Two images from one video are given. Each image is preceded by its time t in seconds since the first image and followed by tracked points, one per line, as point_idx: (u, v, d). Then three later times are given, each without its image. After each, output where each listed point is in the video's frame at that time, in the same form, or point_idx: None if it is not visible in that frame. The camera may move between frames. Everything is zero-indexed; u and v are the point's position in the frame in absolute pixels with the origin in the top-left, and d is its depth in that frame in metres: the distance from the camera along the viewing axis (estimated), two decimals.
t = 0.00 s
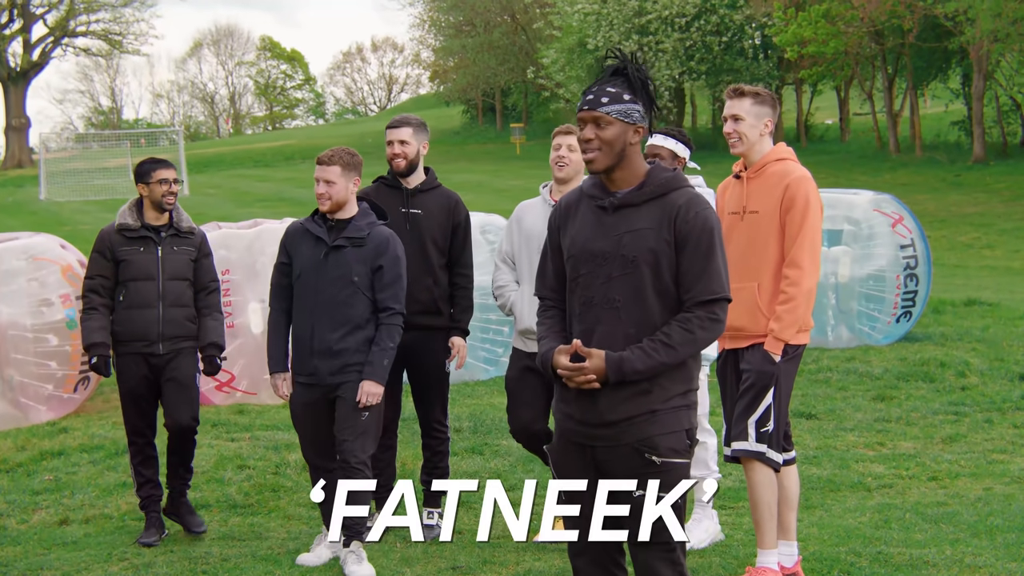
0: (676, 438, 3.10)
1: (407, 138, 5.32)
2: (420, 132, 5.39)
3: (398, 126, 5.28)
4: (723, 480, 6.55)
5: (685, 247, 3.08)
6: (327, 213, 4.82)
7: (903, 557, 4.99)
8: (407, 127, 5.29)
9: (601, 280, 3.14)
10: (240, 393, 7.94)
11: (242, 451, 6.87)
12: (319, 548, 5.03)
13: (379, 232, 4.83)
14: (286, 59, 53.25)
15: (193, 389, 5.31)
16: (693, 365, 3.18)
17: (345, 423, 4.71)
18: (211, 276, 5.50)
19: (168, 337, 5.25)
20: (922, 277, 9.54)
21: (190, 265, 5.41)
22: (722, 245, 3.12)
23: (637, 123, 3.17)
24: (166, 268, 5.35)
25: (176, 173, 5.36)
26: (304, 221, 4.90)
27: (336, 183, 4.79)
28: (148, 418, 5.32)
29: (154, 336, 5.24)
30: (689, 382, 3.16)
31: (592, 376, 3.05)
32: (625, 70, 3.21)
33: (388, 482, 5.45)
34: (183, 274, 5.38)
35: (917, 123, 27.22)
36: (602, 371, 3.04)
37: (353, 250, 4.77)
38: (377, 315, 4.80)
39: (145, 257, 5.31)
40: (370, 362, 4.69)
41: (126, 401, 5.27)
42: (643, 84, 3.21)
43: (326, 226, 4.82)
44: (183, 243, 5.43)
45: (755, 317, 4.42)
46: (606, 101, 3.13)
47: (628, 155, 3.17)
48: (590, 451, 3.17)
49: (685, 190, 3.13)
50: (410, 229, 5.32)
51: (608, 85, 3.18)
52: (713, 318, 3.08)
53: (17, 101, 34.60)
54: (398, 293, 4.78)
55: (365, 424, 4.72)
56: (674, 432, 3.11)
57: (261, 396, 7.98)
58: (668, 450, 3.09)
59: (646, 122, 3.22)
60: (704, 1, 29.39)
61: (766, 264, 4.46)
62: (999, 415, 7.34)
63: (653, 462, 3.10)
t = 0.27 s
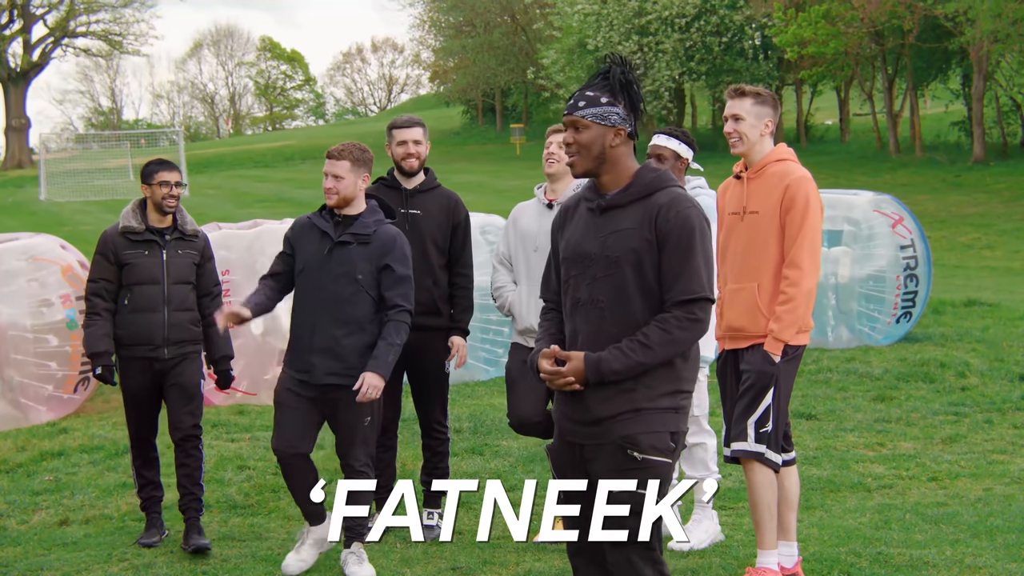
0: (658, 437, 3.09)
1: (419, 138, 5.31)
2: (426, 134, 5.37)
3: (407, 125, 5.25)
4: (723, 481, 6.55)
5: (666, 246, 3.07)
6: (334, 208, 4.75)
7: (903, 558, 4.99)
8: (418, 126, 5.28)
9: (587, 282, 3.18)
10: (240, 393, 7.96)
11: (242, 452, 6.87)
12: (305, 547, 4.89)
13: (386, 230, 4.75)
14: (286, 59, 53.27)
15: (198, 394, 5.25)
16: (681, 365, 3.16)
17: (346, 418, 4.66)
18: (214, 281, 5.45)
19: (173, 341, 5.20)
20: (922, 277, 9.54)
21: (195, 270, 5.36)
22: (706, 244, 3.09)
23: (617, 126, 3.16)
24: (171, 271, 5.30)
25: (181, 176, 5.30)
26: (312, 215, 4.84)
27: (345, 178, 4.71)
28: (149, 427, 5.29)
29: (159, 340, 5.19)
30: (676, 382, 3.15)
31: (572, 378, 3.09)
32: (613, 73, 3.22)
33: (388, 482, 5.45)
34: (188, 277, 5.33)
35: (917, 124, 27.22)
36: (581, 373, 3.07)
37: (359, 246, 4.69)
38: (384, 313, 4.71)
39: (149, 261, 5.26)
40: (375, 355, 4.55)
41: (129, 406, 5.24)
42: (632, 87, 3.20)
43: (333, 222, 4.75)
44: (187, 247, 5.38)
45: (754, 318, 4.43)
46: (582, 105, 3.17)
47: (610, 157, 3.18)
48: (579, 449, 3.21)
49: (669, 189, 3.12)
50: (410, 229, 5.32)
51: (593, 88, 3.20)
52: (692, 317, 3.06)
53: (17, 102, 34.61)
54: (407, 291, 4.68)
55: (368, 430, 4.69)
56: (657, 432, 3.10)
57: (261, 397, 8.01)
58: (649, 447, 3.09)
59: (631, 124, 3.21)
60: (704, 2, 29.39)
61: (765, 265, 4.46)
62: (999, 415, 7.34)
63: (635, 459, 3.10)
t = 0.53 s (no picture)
0: (632, 442, 3.10)
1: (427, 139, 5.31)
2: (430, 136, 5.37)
3: (416, 128, 5.26)
4: (723, 481, 6.55)
5: (654, 246, 3.05)
6: (320, 211, 4.49)
7: (903, 558, 4.99)
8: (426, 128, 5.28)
9: (587, 279, 3.21)
10: (240, 393, 7.99)
11: (242, 452, 6.86)
12: None
13: (372, 231, 4.49)
14: (286, 59, 53.30)
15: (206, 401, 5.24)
16: (670, 367, 3.12)
17: (340, 424, 4.44)
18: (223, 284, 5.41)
19: (182, 343, 5.16)
20: (922, 277, 9.54)
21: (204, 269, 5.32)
22: (696, 246, 3.04)
23: (625, 125, 3.18)
24: (180, 272, 5.25)
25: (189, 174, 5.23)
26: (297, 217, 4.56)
27: (330, 179, 4.47)
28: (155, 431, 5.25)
29: (168, 342, 5.14)
30: (663, 385, 3.11)
31: (557, 375, 3.10)
32: (631, 73, 3.23)
33: (388, 482, 5.44)
34: (197, 278, 5.28)
35: (917, 124, 27.22)
36: (566, 369, 3.08)
37: (345, 249, 4.44)
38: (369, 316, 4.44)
39: (159, 261, 5.22)
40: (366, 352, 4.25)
41: (137, 410, 5.20)
42: (643, 85, 3.20)
43: (319, 224, 4.48)
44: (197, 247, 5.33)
45: (756, 317, 4.43)
46: (593, 103, 3.19)
47: (618, 155, 3.19)
48: (569, 446, 3.25)
49: (671, 189, 3.10)
50: (411, 229, 5.31)
51: (605, 87, 3.22)
52: (672, 319, 3.01)
53: (17, 102, 34.62)
54: (394, 293, 4.42)
55: (358, 440, 4.53)
56: (634, 437, 3.10)
57: (261, 397, 8.03)
58: (620, 451, 3.10)
59: (642, 123, 3.22)
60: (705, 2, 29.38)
61: (767, 265, 4.46)
62: (999, 415, 7.34)
63: (606, 462, 3.12)
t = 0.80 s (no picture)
0: (651, 447, 3.09)
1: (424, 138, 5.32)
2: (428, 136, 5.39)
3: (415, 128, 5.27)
4: (723, 480, 6.55)
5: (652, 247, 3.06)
6: (289, 208, 4.40)
7: (902, 558, 4.98)
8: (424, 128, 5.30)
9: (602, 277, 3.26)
10: (240, 393, 7.99)
11: (242, 452, 6.86)
12: None
13: (343, 227, 4.41)
14: (286, 58, 53.29)
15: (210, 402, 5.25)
16: (678, 366, 3.12)
17: (317, 425, 4.33)
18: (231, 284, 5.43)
19: (188, 341, 5.16)
20: (921, 277, 9.55)
21: (211, 269, 5.36)
22: (692, 247, 3.01)
23: (632, 124, 3.19)
24: (186, 271, 5.28)
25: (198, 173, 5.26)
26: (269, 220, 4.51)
27: (300, 175, 4.38)
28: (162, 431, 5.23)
29: (174, 340, 5.15)
30: (672, 385, 3.11)
31: (564, 372, 3.16)
32: (645, 73, 3.20)
33: (388, 482, 5.43)
34: (204, 278, 5.31)
35: (917, 123, 27.22)
36: (570, 367, 3.14)
37: (319, 245, 4.36)
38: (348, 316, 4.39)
39: (165, 260, 5.23)
40: (353, 364, 4.28)
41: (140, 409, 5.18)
42: (651, 84, 3.18)
43: (290, 224, 4.41)
44: (204, 247, 5.37)
45: (756, 316, 4.44)
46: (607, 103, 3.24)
47: (630, 154, 3.22)
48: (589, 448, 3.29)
49: (679, 186, 3.09)
50: (411, 228, 5.31)
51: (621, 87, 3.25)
52: (662, 322, 2.99)
53: (16, 101, 34.61)
54: (372, 291, 4.38)
55: (339, 447, 4.37)
56: (651, 441, 3.10)
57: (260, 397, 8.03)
58: (640, 456, 3.10)
59: (652, 121, 3.19)
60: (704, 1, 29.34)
61: (767, 264, 4.47)
62: (999, 415, 7.34)
63: (626, 468, 3.13)
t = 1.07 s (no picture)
0: (662, 448, 3.14)
1: (420, 138, 5.34)
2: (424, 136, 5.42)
3: (408, 125, 5.28)
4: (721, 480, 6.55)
5: (663, 255, 3.08)
6: (266, 216, 4.22)
7: (901, 558, 4.98)
8: (420, 127, 5.32)
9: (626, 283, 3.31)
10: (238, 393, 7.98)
11: (241, 452, 6.86)
12: None
13: (326, 231, 4.26)
14: (284, 58, 53.30)
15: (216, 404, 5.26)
16: (693, 371, 3.14)
17: (309, 416, 4.14)
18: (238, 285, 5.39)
19: (194, 345, 5.13)
20: (919, 277, 9.55)
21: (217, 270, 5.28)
22: (700, 253, 3.01)
23: (641, 128, 3.22)
24: (191, 273, 5.23)
25: (204, 174, 5.21)
26: (242, 223, 4.29)
27: (277, 181, 4.19)
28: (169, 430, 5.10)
29: (180, 343, 5.12)
30: (686, 388, 3.13)
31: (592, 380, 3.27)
32: (652, 77, 3.23)
33: (387, 482, 5.43)
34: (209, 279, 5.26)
35: (915, 123, 27.22)
36: (596, 374, 3.23)
37: (305, 252, 4.21)
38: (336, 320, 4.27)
39: (170, 262, 5.19)
40: (347, 371, 4.20)
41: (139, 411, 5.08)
42: (652, 86, 3.20)
43: (268, 230, 4.23)
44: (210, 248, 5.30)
45: (757, 316, 4.43)
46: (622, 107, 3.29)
47: (644, 157, 3.25)
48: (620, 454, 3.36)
49: (685, 193, 3.10)
50: (410, 228, 5.32)
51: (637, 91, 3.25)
52: (678, 329, 3.02)
53: (15, 101, 34.62)
54: (361, 295, 4.29)
55: (327, 438, 4.15)
56: (663, 442, 3.14)
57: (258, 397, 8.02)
58: (652, 458, 3.15)
59: (660, 124, 3.20)
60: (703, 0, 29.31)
61: (768, 264, 4.46)
62: (998, 415, 7.34)
63: (640, 470, 3.18)
